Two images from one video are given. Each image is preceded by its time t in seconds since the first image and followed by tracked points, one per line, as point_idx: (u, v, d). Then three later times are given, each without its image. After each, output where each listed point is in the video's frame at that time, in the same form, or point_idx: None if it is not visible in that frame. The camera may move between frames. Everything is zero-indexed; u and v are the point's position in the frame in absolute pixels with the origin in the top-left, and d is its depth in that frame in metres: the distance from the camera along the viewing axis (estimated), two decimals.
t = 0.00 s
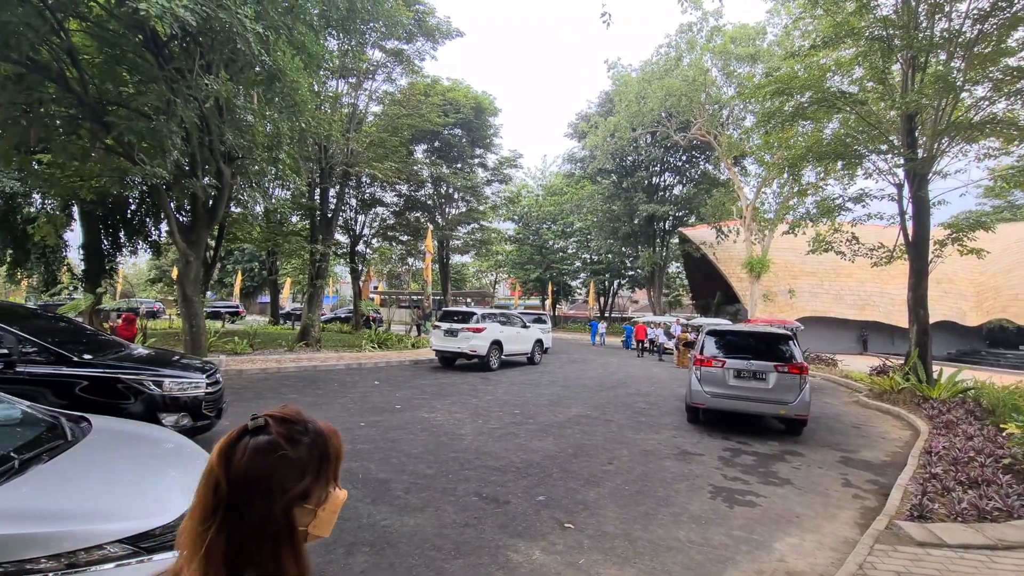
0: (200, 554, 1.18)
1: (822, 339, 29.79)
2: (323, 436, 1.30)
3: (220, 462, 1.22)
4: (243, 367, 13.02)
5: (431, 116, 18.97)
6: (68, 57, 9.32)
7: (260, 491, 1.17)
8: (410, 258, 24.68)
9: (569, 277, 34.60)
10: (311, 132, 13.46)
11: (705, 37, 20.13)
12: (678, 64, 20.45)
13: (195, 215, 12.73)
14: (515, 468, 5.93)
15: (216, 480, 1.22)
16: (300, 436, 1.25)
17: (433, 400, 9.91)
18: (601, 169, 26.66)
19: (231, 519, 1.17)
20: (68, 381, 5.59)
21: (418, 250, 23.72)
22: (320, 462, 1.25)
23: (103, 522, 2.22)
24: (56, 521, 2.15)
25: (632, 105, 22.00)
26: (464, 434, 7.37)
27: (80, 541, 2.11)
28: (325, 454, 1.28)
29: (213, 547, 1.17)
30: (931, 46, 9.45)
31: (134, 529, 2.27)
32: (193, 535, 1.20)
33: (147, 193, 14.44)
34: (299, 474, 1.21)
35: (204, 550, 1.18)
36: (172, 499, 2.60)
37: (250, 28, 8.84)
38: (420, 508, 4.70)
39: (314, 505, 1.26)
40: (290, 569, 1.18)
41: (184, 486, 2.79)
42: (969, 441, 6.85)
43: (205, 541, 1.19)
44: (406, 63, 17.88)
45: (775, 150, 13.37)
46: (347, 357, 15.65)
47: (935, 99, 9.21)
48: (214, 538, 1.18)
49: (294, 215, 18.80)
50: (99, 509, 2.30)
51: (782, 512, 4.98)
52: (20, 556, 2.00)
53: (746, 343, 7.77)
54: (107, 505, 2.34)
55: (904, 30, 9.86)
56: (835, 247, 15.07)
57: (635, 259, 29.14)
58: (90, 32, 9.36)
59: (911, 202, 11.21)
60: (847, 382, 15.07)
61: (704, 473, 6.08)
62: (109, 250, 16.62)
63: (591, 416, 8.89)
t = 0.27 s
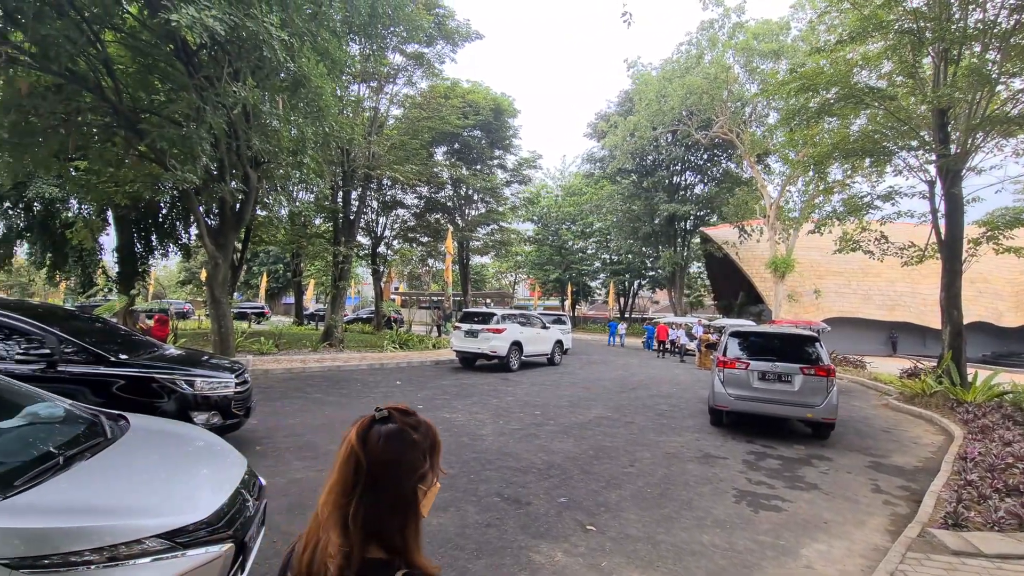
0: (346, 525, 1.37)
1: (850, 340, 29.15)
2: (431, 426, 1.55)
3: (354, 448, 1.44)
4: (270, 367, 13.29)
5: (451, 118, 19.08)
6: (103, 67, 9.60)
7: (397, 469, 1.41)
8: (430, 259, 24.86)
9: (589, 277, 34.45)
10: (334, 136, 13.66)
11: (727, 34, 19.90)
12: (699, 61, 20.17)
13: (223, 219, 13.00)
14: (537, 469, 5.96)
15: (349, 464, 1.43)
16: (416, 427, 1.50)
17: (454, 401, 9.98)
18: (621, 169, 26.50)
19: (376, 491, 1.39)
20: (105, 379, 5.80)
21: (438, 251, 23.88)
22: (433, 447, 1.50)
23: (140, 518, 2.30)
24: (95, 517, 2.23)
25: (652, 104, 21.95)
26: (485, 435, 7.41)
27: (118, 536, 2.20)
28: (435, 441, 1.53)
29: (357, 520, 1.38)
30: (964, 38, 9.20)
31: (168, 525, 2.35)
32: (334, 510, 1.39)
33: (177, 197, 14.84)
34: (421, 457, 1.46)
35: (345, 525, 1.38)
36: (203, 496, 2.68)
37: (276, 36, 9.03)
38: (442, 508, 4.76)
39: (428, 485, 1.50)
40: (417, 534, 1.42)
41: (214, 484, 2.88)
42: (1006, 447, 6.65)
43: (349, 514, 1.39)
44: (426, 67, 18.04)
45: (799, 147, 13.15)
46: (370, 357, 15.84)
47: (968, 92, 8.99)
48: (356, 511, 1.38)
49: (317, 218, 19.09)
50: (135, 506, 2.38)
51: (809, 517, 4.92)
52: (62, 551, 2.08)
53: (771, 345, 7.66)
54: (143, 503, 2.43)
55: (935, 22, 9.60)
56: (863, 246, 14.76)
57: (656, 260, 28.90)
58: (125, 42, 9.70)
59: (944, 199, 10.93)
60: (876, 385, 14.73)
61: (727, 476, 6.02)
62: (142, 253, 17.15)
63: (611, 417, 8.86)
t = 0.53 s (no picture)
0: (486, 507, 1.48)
1: (881, 342, 28.43)
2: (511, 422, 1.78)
3: (475, 438, 1.56)
4: (298, 367, 13.58)
5: (473, 120, 19.19)
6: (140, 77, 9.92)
7: (510, 456, 1.59)
8: (452, 260, 25.06)
9: (611, 278, 34.23)
10: (359, 140, 13.89)
11: (751, 30, 19.61)
12: (723, 58, 20.34)
13: (253, 223, 13.30)
14: (561, 471, 5.98)
15: (473, 453, 1.54)
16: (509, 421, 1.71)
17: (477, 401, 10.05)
18: (643, 169, 26.30)
19: (506, 475, 1.56)
20: (144, 378, 6.01)
21: (460, 253, 24.05)
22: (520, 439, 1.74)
23: (180, 513, 2.39)
24: (139, 511, 2.31)
25: (675, 102, 21.96)
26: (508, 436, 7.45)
27: (161, 529, 2.28)
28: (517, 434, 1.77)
29: (485, 500, 1.50)
30: (1003, 29, 8.90)
31: (205, 519, 2.44)
32: (467, 494, 1.49)
33: (208, 202, 15.26)
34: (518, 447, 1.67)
35: (475, 504, 1.49)
36: (237, 492, 2.77)
37: (304, 43, 9.24)
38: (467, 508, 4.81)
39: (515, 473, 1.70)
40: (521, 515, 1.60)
41: (247, 480, 2.97)
42: None
43: (484, 496, 1.50)
44: (448, 70, 18.21)
45: (828, 144, 12.88)
46: (394, 358, 16.03)
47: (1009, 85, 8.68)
48: (484, 495, 1.51)
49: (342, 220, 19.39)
50: (175, 501, 2.47)
51: (840, 524, 4.84)
52: (108, 542, 2.15)
53: (799, 346, 7.56)
54: (182, 498, 2.51)
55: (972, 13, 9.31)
56: (896, 245, 14.38)
57: (679, 260, 28.60)
58: (161, 53, 10.04)
59: (982, 196, 10.59)
60: (909, 388, 14.34)
61: (755, 480, 5.96)
62: (176, 256, 17.70)
63: (635, 419, 8.82)
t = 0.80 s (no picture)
0: (580, 478, 1.64)
1: (915, 344, 27.64)
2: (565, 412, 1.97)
3: (567, 417, 1.72)
4: (327, 367, 13.88)
5: (496, 122, 19.29)
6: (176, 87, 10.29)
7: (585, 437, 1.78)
8: (475, 261, 25.22)
9: (635, 279, 33.97)
10: (383, 144, 14.10)
11: (779, 25, 19.28)
12: (749, 55, 20.04)
13: (283, 226, 13.65)
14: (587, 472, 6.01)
15: (565, 430, 1.69)
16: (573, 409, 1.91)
17: (502, 402, 10.14)
18: (667, 168, 26.06)
19: (586, 451, 1.75)
20: (183, 377, 6.25)
21: (483, 254, 24.17)
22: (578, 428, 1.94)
23: (221, 507, 2.44)
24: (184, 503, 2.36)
25: (700, 100, 21.87)
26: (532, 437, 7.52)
27: (205, 521, 2.33)
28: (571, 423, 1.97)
29: (576, 472, 1.64)
30: None
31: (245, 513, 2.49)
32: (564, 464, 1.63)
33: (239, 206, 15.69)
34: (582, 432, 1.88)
35: (568, 475, 1.62)
36: (274, 488, 2.83)
37: (332, 49, 9.43)
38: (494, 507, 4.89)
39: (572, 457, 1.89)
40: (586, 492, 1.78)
41: (282, 476, 3.03)
42: None
43: (576, 468, 1.66)
44: (471, 73, 18.35)
45: (860, 140, 12.59)
46: (419, 359, 16.23)
47: None
48: (574, 467, 1.65)
49: (368, 223, 19.70)
50: (216, 495, 2.53)
51: (876, 531, 4.78)
52: (156, 533, 2.19)
53: (831, 348, 7.47)
54: (223, 493, 2.57)
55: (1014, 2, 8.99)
56: (933, 243, 13.97)
57: (705, 260, 28.26)
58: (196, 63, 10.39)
59: None
60: (946, 392, 13.93)
61: (786, 485, 5.91)
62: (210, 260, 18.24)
63: (660, 421, 8.80)
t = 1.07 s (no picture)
0: (645, 466, 1.73)
1: (954, 346, 26.76)
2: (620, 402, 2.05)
3: (631, 408, 1.79)
4: (355, 368, 14.15)
5: (520, 124, 19.37)
6: (212, 97, 10.65)
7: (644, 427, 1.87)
8: (500, 263, 25.34)
9: (660, 280, 33.65)
10: (409, 148, 14.31)
11: (808, 19, 18.92)
12: (778, 51, 19.73)
13: (312, 230, 13.97)
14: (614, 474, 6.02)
15: (631, 422, 1.76)
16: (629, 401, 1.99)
17: (527, 404, 10.20)
18: (693, 168, 25.79)
19: (647, 441, 1.83)
20: (220, 376, 6.49)
21: (507, 256, 24.24)
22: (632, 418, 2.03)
23: (259, 503, 2.51)
24: (224, 499, 2.43)
25: (726, 98, 21.65)
26: (558, 438, 7.56)
27: (244, 516, 2.40)
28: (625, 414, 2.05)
29: (640, 461, 1.73)
30: None
31: (282, 509, 2.55)
32: (630, 453, 1.71)
33: (271, 210, 16.11)
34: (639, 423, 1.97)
35: (634, 463, 1.71)
36: (309, 486, 2.89)
37: (359, 56, 9.62)
38: (521, 508, 4.95)
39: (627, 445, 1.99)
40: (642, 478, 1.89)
41: (316, 475, 3.09)
42: None
43: (641, 458, 1.75)
44: (495, 76, 18.50)
45: (894, 136, 12.27)
46: (444, 360, 16.41)
47: None
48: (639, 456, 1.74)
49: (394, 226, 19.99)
50: (254, 492, 2.60)
51: (914, 540, 4.69)
52: (199, 527, 2.26)
53: (866, 351, 7.35)
54: (261, 490, 2.63)
55: None
56: (973, 241, 13.52)
57: (732, 260, 27.87)
58: (230, 73, 10.72)
59: None
60: (988, 396, 13.47)
61: (819, 491, 5.83)
62: (242, 263, 18.77)
63: (687, 424, 8.74)
